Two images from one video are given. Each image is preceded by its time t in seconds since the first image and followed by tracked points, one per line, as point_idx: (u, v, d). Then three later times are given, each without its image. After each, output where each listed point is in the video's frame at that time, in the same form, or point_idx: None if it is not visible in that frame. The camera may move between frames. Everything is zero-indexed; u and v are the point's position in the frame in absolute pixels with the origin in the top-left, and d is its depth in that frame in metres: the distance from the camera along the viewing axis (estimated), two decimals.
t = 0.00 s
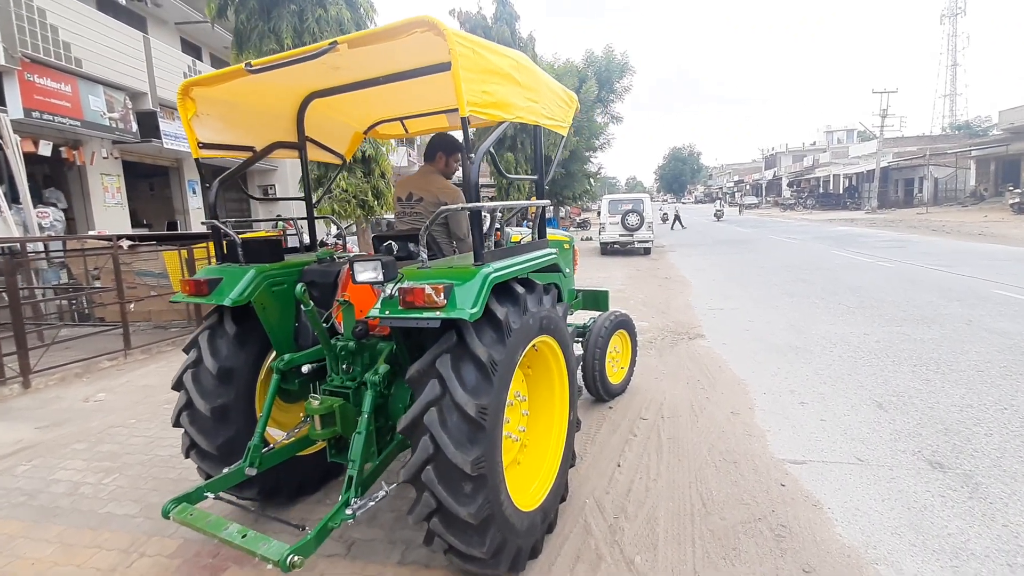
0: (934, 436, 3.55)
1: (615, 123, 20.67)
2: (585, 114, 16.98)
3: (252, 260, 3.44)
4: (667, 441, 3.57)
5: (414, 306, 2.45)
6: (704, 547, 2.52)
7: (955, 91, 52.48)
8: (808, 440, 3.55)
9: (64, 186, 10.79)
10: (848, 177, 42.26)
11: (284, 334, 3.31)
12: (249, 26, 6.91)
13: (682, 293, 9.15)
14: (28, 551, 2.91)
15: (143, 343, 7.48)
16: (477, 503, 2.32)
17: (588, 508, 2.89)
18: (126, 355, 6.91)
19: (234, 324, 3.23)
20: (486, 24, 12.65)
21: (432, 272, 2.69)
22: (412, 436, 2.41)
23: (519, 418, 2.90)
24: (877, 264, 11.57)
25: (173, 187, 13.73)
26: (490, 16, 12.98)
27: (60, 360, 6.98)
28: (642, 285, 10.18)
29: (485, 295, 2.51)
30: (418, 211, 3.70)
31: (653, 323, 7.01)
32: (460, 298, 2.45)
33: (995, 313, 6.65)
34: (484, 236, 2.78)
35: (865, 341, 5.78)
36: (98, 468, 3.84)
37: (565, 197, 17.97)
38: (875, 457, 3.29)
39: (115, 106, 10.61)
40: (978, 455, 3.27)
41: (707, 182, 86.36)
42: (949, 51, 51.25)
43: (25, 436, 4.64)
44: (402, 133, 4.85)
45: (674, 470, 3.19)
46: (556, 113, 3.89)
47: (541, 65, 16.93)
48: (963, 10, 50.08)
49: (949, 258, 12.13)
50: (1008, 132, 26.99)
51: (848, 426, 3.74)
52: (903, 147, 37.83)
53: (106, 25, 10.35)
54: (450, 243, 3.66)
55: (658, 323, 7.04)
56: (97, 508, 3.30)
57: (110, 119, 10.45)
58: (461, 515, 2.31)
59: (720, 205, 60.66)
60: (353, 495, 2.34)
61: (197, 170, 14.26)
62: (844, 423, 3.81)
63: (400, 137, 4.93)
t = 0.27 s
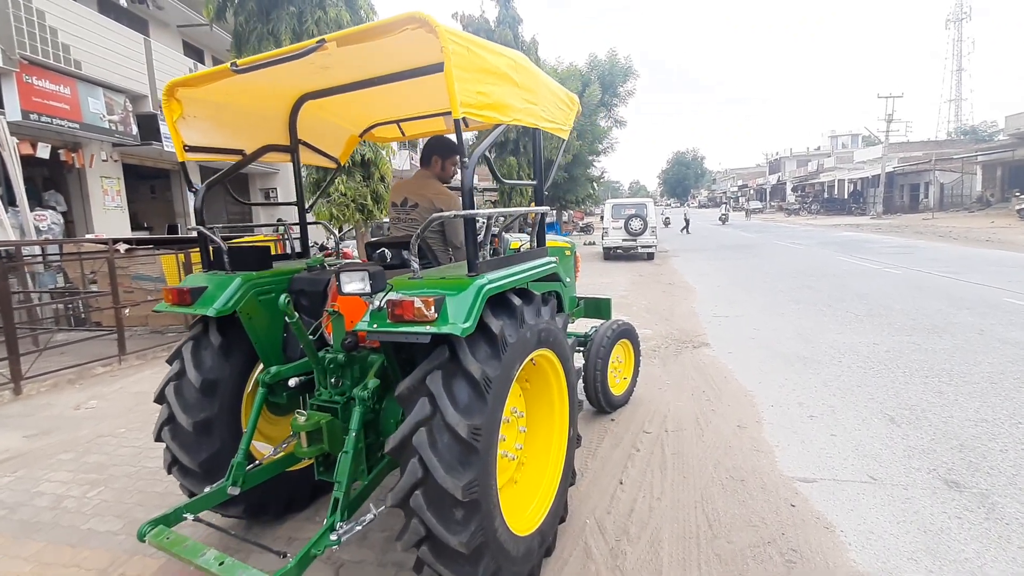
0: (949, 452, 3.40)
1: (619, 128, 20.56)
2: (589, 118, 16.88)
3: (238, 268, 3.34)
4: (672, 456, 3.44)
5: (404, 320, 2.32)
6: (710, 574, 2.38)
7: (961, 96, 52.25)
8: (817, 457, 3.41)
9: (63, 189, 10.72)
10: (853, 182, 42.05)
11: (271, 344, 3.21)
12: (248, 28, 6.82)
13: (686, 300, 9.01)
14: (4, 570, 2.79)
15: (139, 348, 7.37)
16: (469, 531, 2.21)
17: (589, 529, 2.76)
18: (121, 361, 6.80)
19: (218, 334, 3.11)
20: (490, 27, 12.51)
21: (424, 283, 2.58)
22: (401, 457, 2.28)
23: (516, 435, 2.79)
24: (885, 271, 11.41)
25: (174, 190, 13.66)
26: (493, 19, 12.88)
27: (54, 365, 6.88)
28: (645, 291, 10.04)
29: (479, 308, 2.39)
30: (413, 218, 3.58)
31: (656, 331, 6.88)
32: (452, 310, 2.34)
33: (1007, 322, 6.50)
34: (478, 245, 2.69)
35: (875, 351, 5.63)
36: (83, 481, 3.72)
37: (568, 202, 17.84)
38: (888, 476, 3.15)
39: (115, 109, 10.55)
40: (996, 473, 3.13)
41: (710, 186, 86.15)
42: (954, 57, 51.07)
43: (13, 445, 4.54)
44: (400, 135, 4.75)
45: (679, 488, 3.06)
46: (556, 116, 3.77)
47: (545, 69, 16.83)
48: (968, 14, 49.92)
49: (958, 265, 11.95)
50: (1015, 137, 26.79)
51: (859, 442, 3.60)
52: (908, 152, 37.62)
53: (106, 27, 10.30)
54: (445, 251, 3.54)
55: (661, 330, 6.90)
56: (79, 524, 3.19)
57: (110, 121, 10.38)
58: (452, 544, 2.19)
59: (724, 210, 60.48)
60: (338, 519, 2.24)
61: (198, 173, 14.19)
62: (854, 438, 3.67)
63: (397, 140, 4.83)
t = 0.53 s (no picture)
0: (960, 462, 3.28)
1: (623, 129, 20.44)
2: (592, 119, 16.77)
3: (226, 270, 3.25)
4: (673, 465, 3.33)
5: (389, 324, 2.24)
6: None
7: (968, 96, 51.91)
8: (824, 466, 3.29)
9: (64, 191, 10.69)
10: (859, 183, 41.79)
11: (260, 349, 3.12)
12: (245, 28, 6.75)
13: (690, 302, 8.89)
14: None
15: (135, 351, 7.30)
16: (456, 540, 2.13)
17: (585, 543, 2.65)
18: (117, 364, 6.72)
19: (209, 333, 3.04)
20: (492, 28, 12.39)
21: (413, 287, 2.50)
22: (387, 461, 2.19)
23: (510, 443, 2.71)
24: (892, 273, 11.25)
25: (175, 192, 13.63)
26: (496, 20, 12.79)
27: (50, 368, 6.81)
28: (648, 294, 9.93)
29: (468, 313, 2.31)
30: (405, 219, 3.51)
31: (659, 334, 6.77)
32: (441, 316, 2.26)
33: (1018, 325, 6.36)
34: (469, 249, 2.61)
35: (882, 355, 5.50)
36: (69, 488, 3.65)
37: (571, 203, 17.73)
38: (897, 487, 3.03)
39: (115, 110, 10.51)
40: (1010, 484, 3.00)
41: (715, 188, 85.88)
42: (961, 57, 50.75)
43: (2, 450, 4.46)
44: (396, 135, 4.66)
45: (680, 499, 2.95)
46: (552, 114, 3.68)
47: (548, 69, 16.72)
48: (975, 14, 49.62)
49: (966, 266, 11.79)
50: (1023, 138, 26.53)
51: (867, 450, 3.48)
52: (915, 152, 37.35)
53: (107, 29, 10.27)
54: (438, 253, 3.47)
55: (664, 333, 6.79)
56: (61, 533, 3.11)
57: (110, 123, 10.34)
58: (438, 552, 2.10)
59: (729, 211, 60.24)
60: (324, 531, 2.17)
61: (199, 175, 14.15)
62: (862, 446, 3.55)
63: (394, 139, 4.74)
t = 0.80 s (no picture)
0: (970, 471, 3.16)
1: (630, 129, 20.31)
2: (599, 120, 16.66)
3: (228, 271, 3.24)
4: (672, 473, 3.25)
5: (381, 325, 2.18)
6: None
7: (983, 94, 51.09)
8: (828, 475, 3.19)
9: (73, 194, 10.77)
10: (872, 183, 41.29)
11: (263, 349, 3.07)
12: (247, 32, 6.73)
13: (696, 304, 8.78)
14: None
15: (139, 354, 7.30)
16: (445, 518, 2.07)
17: (578, 554, 2.58)
18: (120, 367, 6.72)
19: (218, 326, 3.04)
20: (498, 30, 12.22)
21: (408, 288, 2.43)
22: (383, 437, 2.18)
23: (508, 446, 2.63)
24: (904, 274, 11.06)
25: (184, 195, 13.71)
26: (501, 21, 12.74)
27: (54, 371, 6.83)
28: (654, 296, 9.82)
29: (460, 313, 2.23)
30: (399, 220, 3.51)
31: (663, 337, 6.67)
32: (433, 315, 2.18)
33: None
34: (460, 249, 2.54)
35: (892, 359, 5.37)
36: (62, 493, 3.62)
37: (579, 204, 17.64)
38: (903, 497, 2.93)
39: (122, 114, 10.57)
40: (1022, 495, 2.88)
41: (726, 189, 85.31)
42: (976, 55, 50.02)
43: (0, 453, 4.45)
44: (399, 139, 4.60)
45: (678, 509, 2.86)
46: (550, 115, 3.59)
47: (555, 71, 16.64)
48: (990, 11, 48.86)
49: (981, 267, 11.56)
50: None
51: (874, 459, 3.38)
52: (929, 152, 36.83)
53: (114, 34, 10.33)
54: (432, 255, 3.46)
55: (669, 337, 6.69)
56: (50, 539, 3.08)
57: (118, 127, 10.40)
58: (426, 530, 2.05)
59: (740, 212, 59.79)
60: (319, 530, 2.16)
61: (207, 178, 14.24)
62: (868, 454, 3.44)
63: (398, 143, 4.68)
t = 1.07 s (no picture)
0: (969, 481, 3.08)
1: (633, 131, 20.21)
2: (601, 122, 16.57)
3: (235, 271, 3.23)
4: (662, 481, 3.19)
5: (376, 325, 2.19)
6: None
7: (991, 94, 50.64)
8: (822, 485, 3.12)
9: (74, 198, 10.79)
10: (878, 184, 41.00)
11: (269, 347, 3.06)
12: (242, 35, 6.70)
13: (696, 307, 8.69)
14: None
15: (135, 357, 7.26)
16: (438, 471, 2.11)
17: (561, 565, 2.53)
18: (115, 371, 6.68)
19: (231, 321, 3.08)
20: (498, 32, 12.16)
21: (405, 288, 2.44)
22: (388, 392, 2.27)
23: (502, 448, 2.63)
24: (909, 276, 10.92)
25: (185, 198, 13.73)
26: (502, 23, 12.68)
27: (50, 375, 6.81)
28: (654, 298, 9.73)
29: (452, 313, 2.23)
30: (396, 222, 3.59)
31: (661, 341, 6.59)
32: (427, 314, 2.19)
33: None
34: (454, 250, 2.51)
35: (893, 363, 5.28)
36: (45, 500, 3.58)
37: (581, 206, 17.55)
38: (899, 508, 2.85)
39: (123, 118, 10.58)
40: (1023, 507, 2.79)
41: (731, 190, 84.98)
42: (984, 54, 49.60)
43: None
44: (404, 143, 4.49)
45: (665, 519, 2.81)
46: (548, 118, 3.49)
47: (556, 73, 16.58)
48: (998, 10, 48.46)
49: (987, 269, 11.40)
50: None
51: (870, 468, 3.30)
52: (936, 152, 36.53)
53: (114, 38, 10.33)
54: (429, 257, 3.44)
55: (667, 340, 6.61)
56: (30, 548, 3.04)
57: (118, 131, 10.42)
58: (417, 480, 2.08)
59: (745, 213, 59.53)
60: (319, 520, 2.19)
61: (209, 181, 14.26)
62: (865, 463, 3.36)
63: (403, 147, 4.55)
